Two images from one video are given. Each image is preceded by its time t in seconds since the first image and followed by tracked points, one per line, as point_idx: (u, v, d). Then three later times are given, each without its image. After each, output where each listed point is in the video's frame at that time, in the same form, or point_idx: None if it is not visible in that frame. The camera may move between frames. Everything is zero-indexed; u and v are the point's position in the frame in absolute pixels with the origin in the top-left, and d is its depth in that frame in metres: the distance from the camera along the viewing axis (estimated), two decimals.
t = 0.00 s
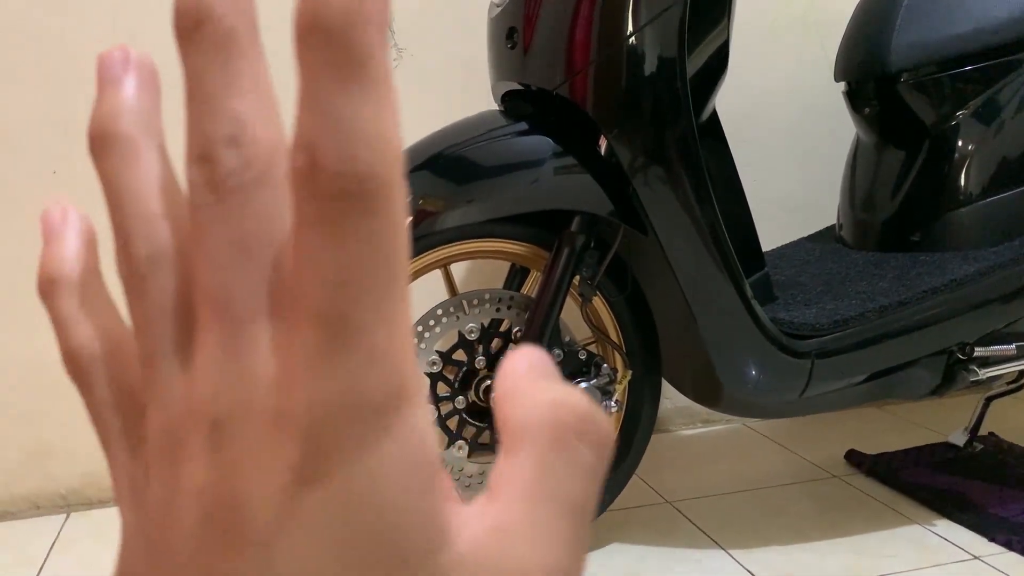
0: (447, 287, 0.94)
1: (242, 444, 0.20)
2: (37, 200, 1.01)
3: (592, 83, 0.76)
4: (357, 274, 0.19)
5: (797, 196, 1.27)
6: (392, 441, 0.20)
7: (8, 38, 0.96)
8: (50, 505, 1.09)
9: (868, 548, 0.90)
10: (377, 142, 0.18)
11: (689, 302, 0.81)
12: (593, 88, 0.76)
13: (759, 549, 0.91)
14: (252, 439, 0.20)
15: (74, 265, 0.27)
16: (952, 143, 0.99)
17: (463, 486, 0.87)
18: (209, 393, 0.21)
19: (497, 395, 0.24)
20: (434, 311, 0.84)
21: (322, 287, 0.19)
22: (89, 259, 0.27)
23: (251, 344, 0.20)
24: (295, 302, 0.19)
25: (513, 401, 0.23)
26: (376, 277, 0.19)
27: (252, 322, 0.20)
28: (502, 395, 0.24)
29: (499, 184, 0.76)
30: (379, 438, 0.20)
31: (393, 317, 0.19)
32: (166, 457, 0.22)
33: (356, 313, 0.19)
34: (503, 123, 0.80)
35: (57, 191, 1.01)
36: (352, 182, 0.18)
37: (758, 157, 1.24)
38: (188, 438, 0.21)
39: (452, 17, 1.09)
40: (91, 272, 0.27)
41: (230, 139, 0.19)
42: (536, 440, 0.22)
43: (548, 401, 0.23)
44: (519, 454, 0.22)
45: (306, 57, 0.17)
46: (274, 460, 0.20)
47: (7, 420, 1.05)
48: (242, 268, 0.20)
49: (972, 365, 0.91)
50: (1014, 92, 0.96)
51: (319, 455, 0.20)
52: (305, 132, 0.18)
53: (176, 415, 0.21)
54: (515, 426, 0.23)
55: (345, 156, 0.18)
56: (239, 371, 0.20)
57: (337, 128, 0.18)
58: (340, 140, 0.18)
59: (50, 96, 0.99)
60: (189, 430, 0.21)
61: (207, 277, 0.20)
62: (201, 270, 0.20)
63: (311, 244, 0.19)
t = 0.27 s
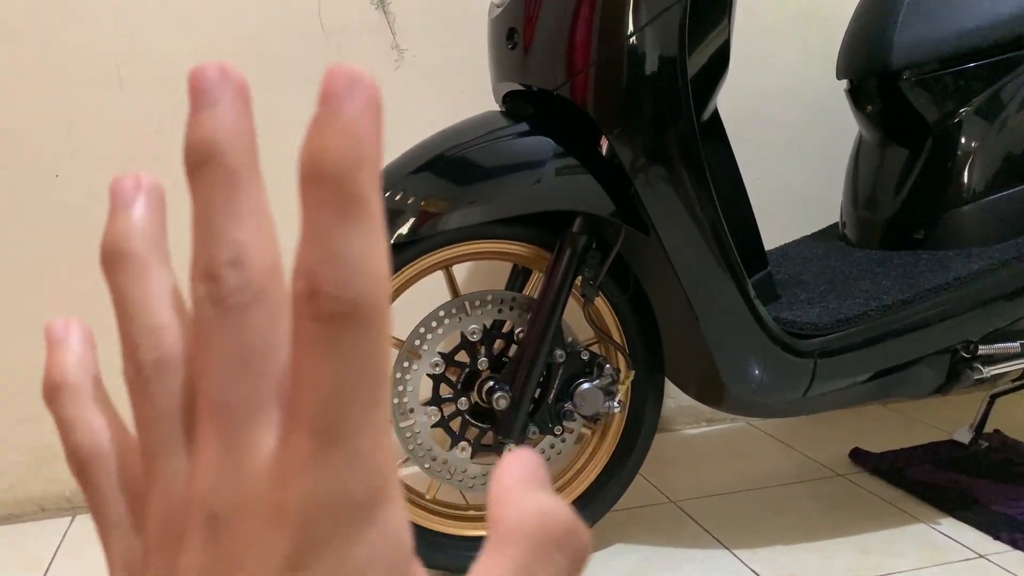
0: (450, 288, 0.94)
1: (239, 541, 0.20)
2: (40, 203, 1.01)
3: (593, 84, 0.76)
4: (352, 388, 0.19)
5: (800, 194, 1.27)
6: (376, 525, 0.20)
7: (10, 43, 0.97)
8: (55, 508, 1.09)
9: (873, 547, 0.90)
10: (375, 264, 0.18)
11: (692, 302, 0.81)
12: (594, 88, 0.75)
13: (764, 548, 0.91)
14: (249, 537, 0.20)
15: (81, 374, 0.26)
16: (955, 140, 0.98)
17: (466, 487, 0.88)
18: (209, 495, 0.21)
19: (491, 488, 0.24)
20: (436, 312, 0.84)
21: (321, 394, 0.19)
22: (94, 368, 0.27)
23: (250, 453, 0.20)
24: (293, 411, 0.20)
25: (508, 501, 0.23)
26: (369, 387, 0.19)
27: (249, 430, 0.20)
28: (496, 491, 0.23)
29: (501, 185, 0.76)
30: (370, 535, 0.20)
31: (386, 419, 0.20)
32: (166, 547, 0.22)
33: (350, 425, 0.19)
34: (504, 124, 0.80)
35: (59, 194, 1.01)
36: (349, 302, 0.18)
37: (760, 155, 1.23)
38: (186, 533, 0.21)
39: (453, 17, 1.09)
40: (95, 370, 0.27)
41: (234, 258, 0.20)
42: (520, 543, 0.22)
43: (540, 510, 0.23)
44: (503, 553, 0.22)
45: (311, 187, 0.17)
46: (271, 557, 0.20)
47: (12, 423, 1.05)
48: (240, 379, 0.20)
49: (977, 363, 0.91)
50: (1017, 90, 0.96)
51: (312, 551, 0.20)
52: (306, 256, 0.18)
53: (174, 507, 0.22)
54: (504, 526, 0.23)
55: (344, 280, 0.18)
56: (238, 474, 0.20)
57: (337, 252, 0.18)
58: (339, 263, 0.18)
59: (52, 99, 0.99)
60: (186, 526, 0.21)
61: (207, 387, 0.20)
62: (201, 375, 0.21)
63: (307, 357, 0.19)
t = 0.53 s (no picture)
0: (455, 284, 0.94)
1: None
2: (46, 201, 1.01)
3: (599, 80, 0.75)
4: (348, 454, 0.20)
5: (805, 191, 1.27)
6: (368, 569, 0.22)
7: (17, 40, 0.97)
8: (62, 505, 1.09)
9: (879, 544, 0.90)
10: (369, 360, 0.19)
11: (697, 299, 0.81)
12: (600, 85, 0.75)
13: (769, 545, 0.91)
14: None
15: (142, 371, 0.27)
16: (961, 137, 0.98)
17: (472, 483, 0.88)
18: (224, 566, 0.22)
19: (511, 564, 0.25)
20: (441, 308, 0.84)
21: (324, 469, 0.20)
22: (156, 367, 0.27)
23: (261, 522, 0.22)
24: (297, 485, 0.21)
25: None
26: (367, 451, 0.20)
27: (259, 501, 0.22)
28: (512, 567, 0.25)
29: (506, 182, 0.76)
30: None
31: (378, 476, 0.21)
32: None
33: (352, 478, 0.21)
34: (510, 121, 0.80)
35: (65, 192, 1.02)
36: (349, 390, 0.19)
37: (765, 152, 1.23)
38: None
39: (458, 14, 1.09)
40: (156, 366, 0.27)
41: (244, 378, 0.20)
42: None
43: None
44: None
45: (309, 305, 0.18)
46: None
47: (18, 419, 1.06)
48: (251, 464, 0.21)
49: (983, 361, 0.91)
50: None
51: None
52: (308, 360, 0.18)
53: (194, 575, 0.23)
54: None
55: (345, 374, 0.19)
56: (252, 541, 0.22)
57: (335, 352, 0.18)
58: (339, 361, 0.18)
59: (57, 96, 0.99)
60: None
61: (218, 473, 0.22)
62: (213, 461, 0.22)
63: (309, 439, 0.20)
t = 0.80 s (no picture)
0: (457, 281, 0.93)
1: (276, 555, 0.25)
2: (49, 195, 1.01)
3: (603, 77, 0.75)
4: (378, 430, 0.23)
5: (809, 190, 1.27)
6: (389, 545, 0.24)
7: (21, 33, 0.97)
8: (63, 499, 1.09)
9: (881, 543, 0.90)
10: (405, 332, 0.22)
11: (700, 296, 0.81)
12: (604, 82, 0.75)
13: (771, 544, 0.90)
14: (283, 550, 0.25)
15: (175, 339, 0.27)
16: (966, 136, 0.98)
17: (473, 480, 0.88)
18: (246, 522, 0.25)
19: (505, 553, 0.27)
20: (444, 305, 0.84)
21: (350, 434, 0.23)
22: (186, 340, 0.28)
23: (287, 482, 0.25)
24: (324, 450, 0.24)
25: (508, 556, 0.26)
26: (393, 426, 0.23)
27: (285, 461, 0.25)
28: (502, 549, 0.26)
29: (510, 178, 0.75)
30: (386, 552, 0.24)
31: (400, 457, 0.24)
32: (206, 564, 0.26)
33: (378, 453, 0.23)
34: (513, 117, 0.80)
35: (67, 186, 1.02)
36: (381, 358, 0.22)
37: (768, 151, 1.23)
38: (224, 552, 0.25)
39: (461, 11, 1.09)
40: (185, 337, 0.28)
41: (270, 331, 0.24)
42: None
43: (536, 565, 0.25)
44: None
45: (353, 270, 0.21)
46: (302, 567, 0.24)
47: (19, 413, 1.05)
48: (276, 424, 0.25)
49: (985, 360, 0.91)
50: None
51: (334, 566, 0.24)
52: (347, 323, 0.22)
53: (214, 530, 0.26)
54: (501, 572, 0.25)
55: (378, 340, 0.22)
56: (275, 499, 0.25)
57: (371, 318, 0.22)
58: (373, 327, 0.22)
59: (60, 91, 0.99)
60: (225, 548, 0.25)
61: (244, 433, 0.25)
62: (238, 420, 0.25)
63: (341, 408, 0.23)
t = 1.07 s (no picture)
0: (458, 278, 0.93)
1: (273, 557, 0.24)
2: (50, 191, 1.01)
3: (605, 75, 0.75)
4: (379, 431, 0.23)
5: (811, 190, 1.27)
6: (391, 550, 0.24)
7: (25, 31, 0.97)
8: (62, 495, 1.09)
9: (881, 543, 0.90)
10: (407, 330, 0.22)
11: (701, 295, 0.81)
12: (606, 80, 0.75)
13: (771, 544, 0.90)
14: (281, 553, 0.24)
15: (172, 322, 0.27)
16: (967, 137, 0.98)
17: (473, 478, 0.88)
18: (243, 523, 0.25)
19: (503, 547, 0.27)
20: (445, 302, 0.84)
21: (351, 438, 0.23)
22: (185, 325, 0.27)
23: (285, 483, 0.24)
24: (324, 455, 0.24)
25: (509, 556, 0.25)
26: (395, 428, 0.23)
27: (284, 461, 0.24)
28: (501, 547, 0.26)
29: (511, 176, 0.75)
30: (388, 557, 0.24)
31: (402, 460, 0.24)
32: (201, 569, 0.25)
33: (380, 456, 0.23)
34: (515, 115, 0.80)
35: (69, 182, 1.01)
36: (384, 357, 0.22)
37: (770, 150, 1.23)
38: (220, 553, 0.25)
39: (464, 9, 1.09)
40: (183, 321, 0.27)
41: (267, 323, 0.24)
42: None
43: (540, 559, 0.25)
44: None
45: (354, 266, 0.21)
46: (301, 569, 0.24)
47: (20, 409, 1.05)
48: (274, 423, 0.24)
49: (986, 360, 0.91)
50: None
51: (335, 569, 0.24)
52: (350, 319, 0.22)
53: (210, 531, 0.26)
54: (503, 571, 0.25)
55: (380, 338, 0.22)
56: (273, 499, 0.24)
57: (374, 316, 0.22)
58: (375, 324, 0.22)
59: (62, 87, 0.99)
60: (222, 550, 0.25)
61: (240, 432, 0.24)
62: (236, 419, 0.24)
63: (343, 408, 0.23)
